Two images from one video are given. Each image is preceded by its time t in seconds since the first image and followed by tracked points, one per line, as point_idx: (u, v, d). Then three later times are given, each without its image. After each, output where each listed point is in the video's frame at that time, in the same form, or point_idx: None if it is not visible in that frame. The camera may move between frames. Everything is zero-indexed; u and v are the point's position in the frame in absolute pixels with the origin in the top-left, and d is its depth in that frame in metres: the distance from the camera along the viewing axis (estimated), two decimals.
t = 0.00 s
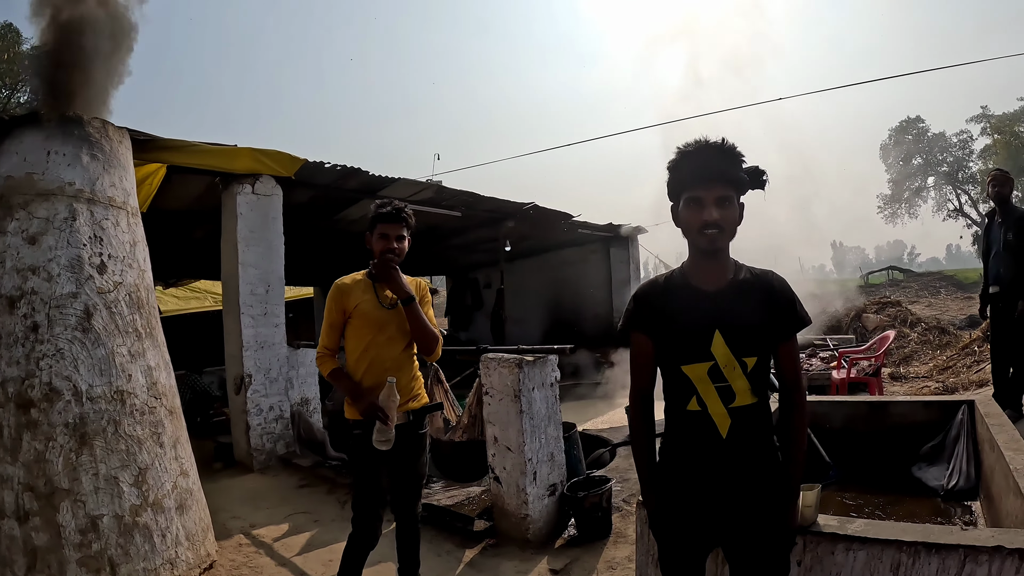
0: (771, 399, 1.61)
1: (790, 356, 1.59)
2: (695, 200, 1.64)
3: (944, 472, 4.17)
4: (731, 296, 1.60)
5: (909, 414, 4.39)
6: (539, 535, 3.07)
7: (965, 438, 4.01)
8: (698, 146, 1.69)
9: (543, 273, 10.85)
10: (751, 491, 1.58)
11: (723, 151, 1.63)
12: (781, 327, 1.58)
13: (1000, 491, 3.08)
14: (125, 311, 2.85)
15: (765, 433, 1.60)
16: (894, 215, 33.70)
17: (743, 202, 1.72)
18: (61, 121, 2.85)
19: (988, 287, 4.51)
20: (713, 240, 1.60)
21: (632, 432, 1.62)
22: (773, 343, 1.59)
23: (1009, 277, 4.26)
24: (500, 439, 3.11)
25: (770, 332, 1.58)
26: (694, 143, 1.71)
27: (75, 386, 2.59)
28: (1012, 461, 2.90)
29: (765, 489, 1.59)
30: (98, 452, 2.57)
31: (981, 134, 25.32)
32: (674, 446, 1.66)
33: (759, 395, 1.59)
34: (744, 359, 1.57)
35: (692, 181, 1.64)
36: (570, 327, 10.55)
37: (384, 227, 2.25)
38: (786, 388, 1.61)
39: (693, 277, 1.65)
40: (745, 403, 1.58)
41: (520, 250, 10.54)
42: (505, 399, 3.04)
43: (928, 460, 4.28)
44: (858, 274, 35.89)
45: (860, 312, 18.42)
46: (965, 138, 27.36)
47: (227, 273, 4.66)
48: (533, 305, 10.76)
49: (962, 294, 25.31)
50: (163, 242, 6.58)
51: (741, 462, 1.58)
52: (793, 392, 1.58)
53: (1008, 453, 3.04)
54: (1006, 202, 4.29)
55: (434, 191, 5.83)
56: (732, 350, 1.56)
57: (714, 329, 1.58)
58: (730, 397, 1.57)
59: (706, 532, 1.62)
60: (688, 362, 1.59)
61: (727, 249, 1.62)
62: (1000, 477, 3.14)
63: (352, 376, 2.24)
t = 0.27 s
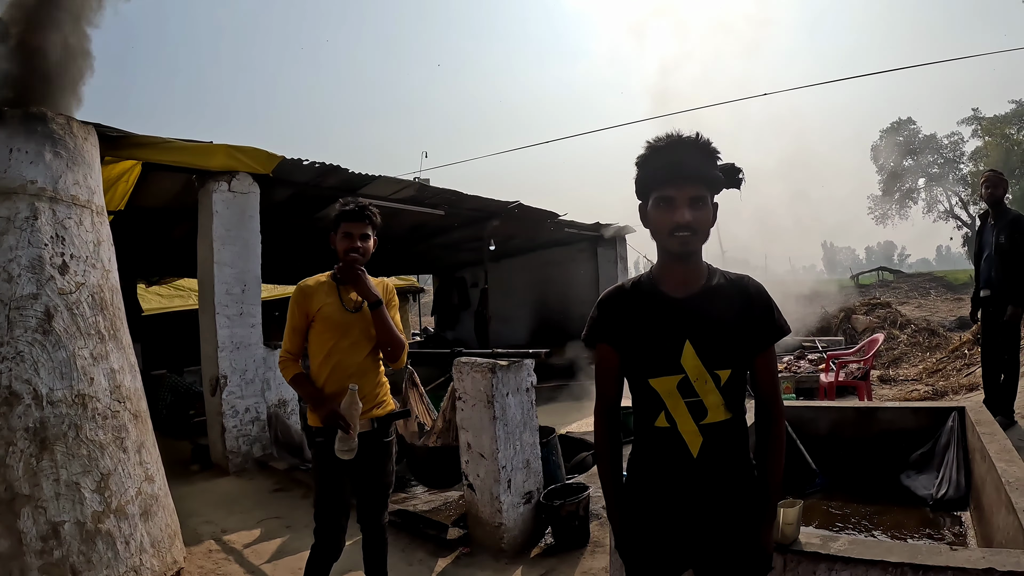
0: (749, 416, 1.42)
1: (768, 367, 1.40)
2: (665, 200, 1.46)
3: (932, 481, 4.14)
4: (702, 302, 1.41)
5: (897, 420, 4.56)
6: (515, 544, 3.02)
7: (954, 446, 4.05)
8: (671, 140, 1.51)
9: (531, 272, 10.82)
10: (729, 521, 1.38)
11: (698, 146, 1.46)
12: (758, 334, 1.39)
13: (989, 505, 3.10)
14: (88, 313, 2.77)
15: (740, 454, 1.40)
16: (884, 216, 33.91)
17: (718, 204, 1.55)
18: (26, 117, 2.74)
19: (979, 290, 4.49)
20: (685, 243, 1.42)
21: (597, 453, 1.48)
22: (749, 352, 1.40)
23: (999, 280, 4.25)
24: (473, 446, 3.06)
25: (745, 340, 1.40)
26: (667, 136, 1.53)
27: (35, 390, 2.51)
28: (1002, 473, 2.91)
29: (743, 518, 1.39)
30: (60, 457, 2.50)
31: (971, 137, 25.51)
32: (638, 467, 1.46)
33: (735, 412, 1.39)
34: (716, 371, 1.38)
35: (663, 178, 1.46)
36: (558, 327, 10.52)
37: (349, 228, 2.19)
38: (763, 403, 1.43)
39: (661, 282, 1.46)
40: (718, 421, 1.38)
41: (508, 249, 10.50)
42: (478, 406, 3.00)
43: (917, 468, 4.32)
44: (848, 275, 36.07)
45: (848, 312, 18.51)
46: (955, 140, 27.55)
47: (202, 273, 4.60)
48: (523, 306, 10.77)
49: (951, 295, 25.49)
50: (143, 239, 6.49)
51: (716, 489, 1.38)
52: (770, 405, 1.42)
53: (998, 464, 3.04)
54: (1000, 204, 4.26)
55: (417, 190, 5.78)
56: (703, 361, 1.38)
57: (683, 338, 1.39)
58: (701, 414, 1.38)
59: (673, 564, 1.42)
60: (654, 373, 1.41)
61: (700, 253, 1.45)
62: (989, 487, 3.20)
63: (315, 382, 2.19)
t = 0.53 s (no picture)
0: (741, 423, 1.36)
1: (762, 372, 1.35)
2: (655, 192, 1.40)
3: (932, 485, 4.10)
4: (692, 305, 1.35)
5: (897, 423, 4.52)
6: (504, 548, 2.96)
7: (955, 450, 4.01)
8: (661, 130, 1.45)
9: (529, 270, 10.77)
10: (719, 534, 1.32)
11: (692, 137, 1.40)
12: (752, 339, 1.33)
13: (992, 511, 3.05)
14: (70, 309, 2.72)
15: (731, 465, 1.34)
16: (884, 215, 33.83)
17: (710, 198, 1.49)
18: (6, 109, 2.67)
19: (982, 289, 4.41)
20: (675, 239, 1.36)
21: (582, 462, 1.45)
22: (742, 357, 1.34)
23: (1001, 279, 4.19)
24: (462, 447, 3.01)
25: (738, 345, 1.33)
26: (657, 126, 1.48)
27: (15, 388, 2.46)
28: (1007, 481, 2.86)
29: (734, 530, 1.33)
30: (40, 456, 2.45)
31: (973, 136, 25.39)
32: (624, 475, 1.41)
33: (726, 420, 1.33)
34: (706, 377, 1.32)
35: (653, 170, 1.40)
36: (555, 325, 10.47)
37: (333, 223, 2.14)
38: (755, 409, 1.37)
39: (651, 282, 1.40)
40: (708, 430, 1.32)
41: (506, 246, 10.44)
42: (468, 406, 2.95)
43: (917, 472, 4.29)
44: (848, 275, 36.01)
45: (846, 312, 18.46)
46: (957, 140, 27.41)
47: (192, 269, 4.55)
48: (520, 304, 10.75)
49: (950, 295, 25.43)
50: (135, 235, 6.44)
51: (705, 500, 1.32)
52: (763, 410, 1.37)
53: (1003, 470, 3.00)
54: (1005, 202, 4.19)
55: (411, 186, 5.74)
56: (692, 367, 1.32)
57: (672, 341, 1.33)
58: (690, 422, 1.32)
59: None
60: (641, 379, 1.35)
61: (692, 249, 1.38)
62: (992, 493, 3.14)
63: (297, 381, 2.14)
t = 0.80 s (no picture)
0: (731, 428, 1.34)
1: (754, 376, 1.32)
2: (644, 190, 1.38)
3: (937, 488, 4.05)
4: (680, 307, 1.33)
5: (901, 424, 4.47)
6: (501, 549, 2.94)
7: (961, 452, 3.96)
8: (653, 125, 1.43)
9: (533, 269, 10.75)
10: (707, 541, 1.30)
11: (683, 135, 1.38)
12: (743, 342, 1.31)
13: (996, 515, 3.02)
14: (68, 308, 2.73)
15: (720, 471, 1.32)
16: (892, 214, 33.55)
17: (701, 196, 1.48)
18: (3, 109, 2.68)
19: (989, 289, 4.35)
20: (663, 239, 1.35)
21: (568, 465, 1.46)
22: (733, 361, 1.32)
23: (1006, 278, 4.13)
24: (460, 447, 3.00)
25: (728, 348, 1.31)
26: (649, 122, 1.46)
27: (13, 386, 2.47)
28: (1010, 485, 2.82)
29: (723, 538, 1.31)
30: (37, 454, 2.46)
31: (982, 134, 25.13)
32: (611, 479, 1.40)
33: (715, 425, 1.32)
34: (693, 381, 1.30)
35: (643, 167, 1.38)
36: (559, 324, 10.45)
37: (327, 222, 2.14)
38: (746, 414, 1.35)
39: (639, 282, 1.39)
40: (694, 434, 1.31)
41: (510, 245, 10.43)
42: (465, 406, 2.93)
43: (921, 474, 4.24)
44: (855, 274, 35.76)
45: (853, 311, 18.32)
46: (966, 137, 27.14)
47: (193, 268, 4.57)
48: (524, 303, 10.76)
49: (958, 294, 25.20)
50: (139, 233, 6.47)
51: (692, 507, 1.30)
52: (755, 416, 1.35)
53: (1007, 474, 2.96)
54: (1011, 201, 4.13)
55: (413, 185, 5.73)
56: (680, 371, 1.31)
57: (660, 344, 1.32)
58: (677, 427, 1.31)
59: None
60: (626, 382, 1.35)
61: (681, 249, 1.37)
62: (996, 497, 3.10)
63: (291, 380, 2.15)
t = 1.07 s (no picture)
0: (715, 432, 1.35)
1: (739, 380, 1.33)
2: (626, 191, 1.40)
3: (939, 489, 4.01)
4: (662, 310, 1.35)
5: (904, 425, 4.44)
6: (500, 548, 2.95)
7: (963, 454, 3.92)
8: (636, 126, 1.44)
9: (537, 268, 10.76)
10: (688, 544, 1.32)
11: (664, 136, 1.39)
12: (728, 346, 1.31)
13: (998, 518, 3.00)
14: (70, 309, 2.77)
15: (704, 473, 1.33)
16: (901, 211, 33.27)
17: (684, 197, 1.49)
18: (5, 113, 2.72)
19: (993, 291, 4.31)
20: (644, 240, 1.36)
21: (555, 466, 1.50)
22: (717, 365, 1.33)
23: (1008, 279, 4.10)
24: (458, 447, 3.02)
25: (711, 352, 1.32)
26: (631, 122, 1.47)
27: (16, 386, 2.51)
28: (1011, 487, 2.80)
29: (705, 541, 1.33)
30: (39, 452, 2.50)
31: (992, 130, 24.85)
32: (595, 481, 1.43)
33: (698, 428, 1.33)
34: (674, 383, 1.32)
35: (626, 168, 1.39)
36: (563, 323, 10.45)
37: (320, 223, 2.16)
38: (732, 417, 1.36)
39: (621, 284, 1.41)
40: (676, 437, 1.32)
41: (515, 244, 10.44)
42: (464, 406, 2.95)
43: (923, 476, 4.20)
44: (864, 272, 35.50)
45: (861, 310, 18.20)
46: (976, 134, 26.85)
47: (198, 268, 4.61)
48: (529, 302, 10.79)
49: (968, 292, 24.94)
50: (145, 234, 6.53)
51: (673, 509, 1.32)
52: (740, 419, 1.35)
53: (1009, 477, 2.94)
54: (1012, 202, 4.10)
55: (416, 185, 5.75)
56: (661, 374, 1.33)
57: (642, 347, 1.35)
58: (658, 430, 1.33)
59: None
60: (608, 385, 1.38)
61: (662, 250, 1.38)
62: (998, 499, 3.07)
63: (287, 381, 2.17)
